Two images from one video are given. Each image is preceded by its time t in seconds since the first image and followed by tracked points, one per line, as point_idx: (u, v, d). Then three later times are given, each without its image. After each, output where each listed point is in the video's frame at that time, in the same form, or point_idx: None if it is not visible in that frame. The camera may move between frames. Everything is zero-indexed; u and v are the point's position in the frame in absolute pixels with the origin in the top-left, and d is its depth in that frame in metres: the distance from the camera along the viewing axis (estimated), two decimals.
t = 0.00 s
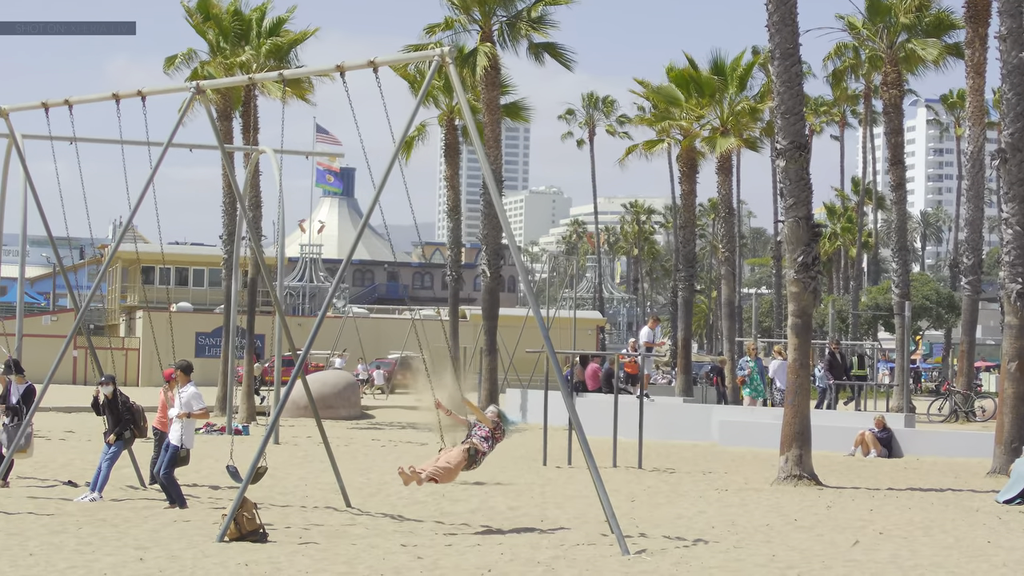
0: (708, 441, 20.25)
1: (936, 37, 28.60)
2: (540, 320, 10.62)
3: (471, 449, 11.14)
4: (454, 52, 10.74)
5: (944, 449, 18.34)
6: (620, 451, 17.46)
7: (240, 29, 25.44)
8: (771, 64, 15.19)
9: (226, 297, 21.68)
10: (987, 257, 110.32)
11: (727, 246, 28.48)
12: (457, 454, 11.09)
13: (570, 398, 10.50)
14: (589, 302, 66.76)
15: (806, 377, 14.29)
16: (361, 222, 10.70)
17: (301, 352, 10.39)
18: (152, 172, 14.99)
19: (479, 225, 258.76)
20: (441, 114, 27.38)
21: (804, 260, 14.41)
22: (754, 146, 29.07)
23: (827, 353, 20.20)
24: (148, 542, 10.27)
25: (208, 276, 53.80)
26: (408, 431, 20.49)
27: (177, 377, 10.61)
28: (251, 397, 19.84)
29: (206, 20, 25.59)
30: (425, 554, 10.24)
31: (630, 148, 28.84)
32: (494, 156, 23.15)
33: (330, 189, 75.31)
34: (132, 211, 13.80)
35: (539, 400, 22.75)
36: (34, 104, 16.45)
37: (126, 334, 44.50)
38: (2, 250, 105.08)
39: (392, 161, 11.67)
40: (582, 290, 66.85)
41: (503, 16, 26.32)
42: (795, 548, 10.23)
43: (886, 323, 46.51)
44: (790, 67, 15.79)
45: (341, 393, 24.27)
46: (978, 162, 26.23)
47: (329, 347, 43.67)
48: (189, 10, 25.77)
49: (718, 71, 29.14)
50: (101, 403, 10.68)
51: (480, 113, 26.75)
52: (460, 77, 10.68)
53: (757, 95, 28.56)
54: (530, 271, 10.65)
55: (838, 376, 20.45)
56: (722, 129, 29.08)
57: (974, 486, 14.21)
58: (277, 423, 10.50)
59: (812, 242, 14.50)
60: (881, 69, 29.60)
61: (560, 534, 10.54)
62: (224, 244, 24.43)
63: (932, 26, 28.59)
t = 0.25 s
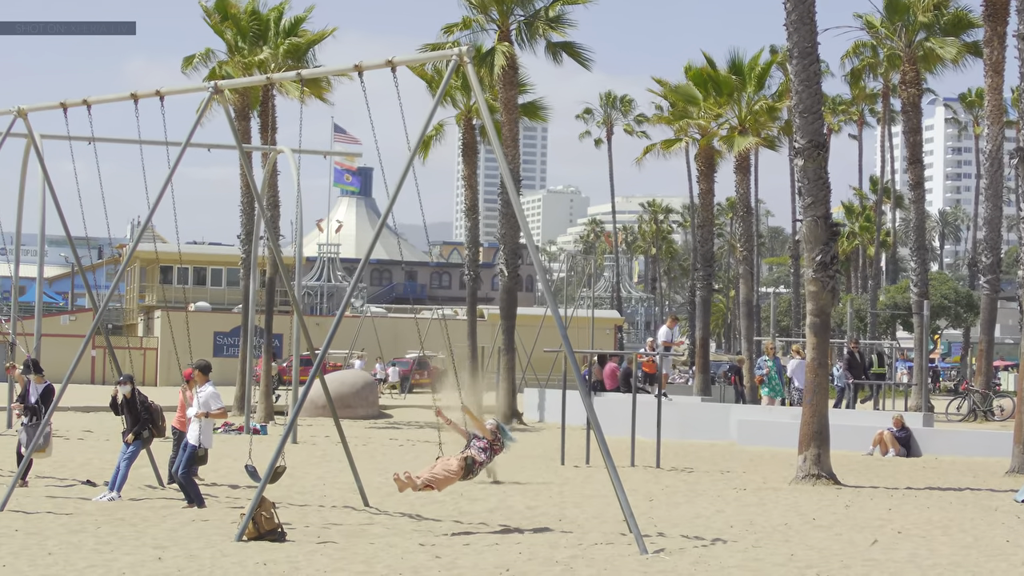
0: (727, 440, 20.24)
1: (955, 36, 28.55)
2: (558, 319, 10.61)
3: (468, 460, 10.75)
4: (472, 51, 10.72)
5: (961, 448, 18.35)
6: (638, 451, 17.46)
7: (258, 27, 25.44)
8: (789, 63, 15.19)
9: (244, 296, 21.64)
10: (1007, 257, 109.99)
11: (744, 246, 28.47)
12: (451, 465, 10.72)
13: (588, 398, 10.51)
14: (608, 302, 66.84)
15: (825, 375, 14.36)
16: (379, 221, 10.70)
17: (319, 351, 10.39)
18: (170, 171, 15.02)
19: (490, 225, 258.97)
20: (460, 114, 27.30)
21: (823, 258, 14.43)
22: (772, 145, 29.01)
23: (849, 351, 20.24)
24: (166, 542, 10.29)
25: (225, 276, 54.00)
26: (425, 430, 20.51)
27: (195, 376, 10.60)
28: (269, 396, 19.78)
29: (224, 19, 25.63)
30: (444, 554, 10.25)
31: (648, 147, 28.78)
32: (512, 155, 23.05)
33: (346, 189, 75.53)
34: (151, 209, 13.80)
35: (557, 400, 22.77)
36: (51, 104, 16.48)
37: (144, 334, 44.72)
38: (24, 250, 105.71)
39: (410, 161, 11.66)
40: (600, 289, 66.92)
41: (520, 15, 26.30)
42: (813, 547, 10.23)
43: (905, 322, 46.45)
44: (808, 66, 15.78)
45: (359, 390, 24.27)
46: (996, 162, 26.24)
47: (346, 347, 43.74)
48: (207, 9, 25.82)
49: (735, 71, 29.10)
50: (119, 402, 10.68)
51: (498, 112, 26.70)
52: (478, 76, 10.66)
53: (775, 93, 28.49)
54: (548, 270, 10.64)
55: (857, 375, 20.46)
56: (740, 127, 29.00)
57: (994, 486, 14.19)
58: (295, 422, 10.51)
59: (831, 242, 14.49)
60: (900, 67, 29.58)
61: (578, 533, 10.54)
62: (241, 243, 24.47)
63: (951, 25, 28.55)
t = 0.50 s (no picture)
0: (745, 440, 20.24)
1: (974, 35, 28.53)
2: (577, 319, 10.61)
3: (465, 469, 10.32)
4: (490, 50, 10.70)
5: (982, 448, 18.31)
6: (657, 450, 17.49)
7: (276, 27, 25.46)
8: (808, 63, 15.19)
9: (262, 296, 21.70)
10: None
11: (763, 245, 28.51)
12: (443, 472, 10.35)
13: (606, 397, 10.51)
14: (626, 301, 67.01)
15: (844, 376, 14.37)
16: (398, 222, 10.70)
17: (338, 352, 10.39)
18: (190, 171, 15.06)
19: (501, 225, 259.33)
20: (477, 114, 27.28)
21: (841, 258, 14.46)
22: (791, 145, 29.01)
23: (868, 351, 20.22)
24: (185, 541, 10.31)
25: (244, 275, 54.31)
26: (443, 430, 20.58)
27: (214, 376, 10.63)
28: (288, 395, 19.83)
29: (242, 19, 25.66)
30: (463, 553, 10.26)
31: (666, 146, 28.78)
32: (530, 154, 22.96)
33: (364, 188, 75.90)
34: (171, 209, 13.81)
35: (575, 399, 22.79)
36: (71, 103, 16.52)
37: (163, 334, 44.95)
38: (47, 249, 106.62)
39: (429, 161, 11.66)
40: (618, 289, 67.08)
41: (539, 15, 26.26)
42: (832, 547, 10.22)
43: (924, 322, 46.39)
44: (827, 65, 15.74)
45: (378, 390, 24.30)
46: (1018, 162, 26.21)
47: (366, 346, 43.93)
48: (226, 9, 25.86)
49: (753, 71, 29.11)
50: (139, 402, 10.72)
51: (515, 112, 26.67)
52: (496, 76, 10.64)
53: (794, 93, 28.46)
54: (567, 270, 10.64)
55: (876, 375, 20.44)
56: (759, 127, 29.00)
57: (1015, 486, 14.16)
58: (314, 422, 10.52)
59: (850, 241, 14.47)
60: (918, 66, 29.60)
61: (597, 533, 10.54)
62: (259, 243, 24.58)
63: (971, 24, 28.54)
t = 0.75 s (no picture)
0: (769, 440, 20.23)
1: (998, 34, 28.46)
2: (601, 319, 10.61)
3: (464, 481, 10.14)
4: (513, 50, 10.68)
5: (1008, 449, 18.26)
6: (681, 450, 17.52)
7: (299, 27, 25.48)
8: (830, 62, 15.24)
9: (285, 296, 21.76)
10: None
11: (786, 244, 28.55)
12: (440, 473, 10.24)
13: (630, 397, 10.51)
14: (649, 300, 67.22)
15: (868, 375, 14.45)
16: (421, 222, 10.69)
17: (362, 352, 10.40)
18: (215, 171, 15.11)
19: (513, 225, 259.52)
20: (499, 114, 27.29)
21: (866, 257, 14.49)
22: (814, 144, 28.99)
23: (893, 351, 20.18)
24: (209, 540, 10.33)
25: (268, 274, 54.72)
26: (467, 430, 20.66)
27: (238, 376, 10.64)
28: (312, 394, 19.87)
29: (265, 19, 25.70)
30: (487, 553, 10.26)
31: (690, 146, 28.77)
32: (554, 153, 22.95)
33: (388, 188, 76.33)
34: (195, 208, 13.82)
35: (598, 399, 22.79)
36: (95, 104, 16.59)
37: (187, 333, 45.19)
38: (73, 250, 107.48)
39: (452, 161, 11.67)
40: (641, 288, 67.27)
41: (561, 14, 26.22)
42: (857, 547, 10.20)
43: (947, 322, 46.26)
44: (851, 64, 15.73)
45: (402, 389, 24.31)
46: None
47: (388, 346, 44.10)
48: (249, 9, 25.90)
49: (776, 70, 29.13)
50: (163, 402, 10.73)
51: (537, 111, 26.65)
52: (519, 75, 10.62)
53: (818, 92, 28.41)
54: (590, 269, 10.63)
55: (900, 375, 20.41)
56: (782, 126, 28.97)
57: None
58: (338, 421, 10.52)
59: (874, 241, 14.47)
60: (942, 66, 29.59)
61: (621, 532, 10.54)
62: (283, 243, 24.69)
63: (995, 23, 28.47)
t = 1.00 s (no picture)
0: (794, 439, 20.22)
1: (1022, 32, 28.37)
2: (625, 318, 10.61)
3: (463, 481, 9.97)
4: (537, 49, 10.68)
5: None
6: (706, 449, 17.59)
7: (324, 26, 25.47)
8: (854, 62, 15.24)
9: (310, 295, 21.83)
10: None
11: (811, 243, 28.56)
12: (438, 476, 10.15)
13: (654, 396, 10.51)
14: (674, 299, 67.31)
15: (893, 374, 14.60)
16: (445, 221, 10.70)
17: (386, 351, 10.41)
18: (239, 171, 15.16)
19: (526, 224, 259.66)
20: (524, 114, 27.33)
21: (890, 257, 14.55)
22: (838, 143, 28.90)
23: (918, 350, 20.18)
24: (234, 540, 10.34)
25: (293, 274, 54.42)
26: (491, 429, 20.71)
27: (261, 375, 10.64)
28: (336, 394, 19.93)
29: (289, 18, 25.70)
30: (511, 552, 10.26)
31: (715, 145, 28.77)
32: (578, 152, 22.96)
33: (412, 187, 76.56)
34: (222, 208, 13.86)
35: (622, 398, 22.77)
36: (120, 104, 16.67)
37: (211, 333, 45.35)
38: (98, 250, 108.26)
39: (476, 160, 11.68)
40: (666, 287, 67.35)
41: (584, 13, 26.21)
42: (882, 547, 10.18)
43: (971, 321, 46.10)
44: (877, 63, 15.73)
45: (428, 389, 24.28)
46: None
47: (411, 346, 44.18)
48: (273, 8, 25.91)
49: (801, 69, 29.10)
50: (187, 402, 10.75)
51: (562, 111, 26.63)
52: (543, 74, 10.62)
53: (843, 91, 28.35)
54: (614, 268, 10.64)
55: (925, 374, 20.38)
56: (807, 125, 28.93)
57: None
58: (362, 421, 10.53)
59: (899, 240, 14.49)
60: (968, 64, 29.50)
61: (645, 532, 10.54)
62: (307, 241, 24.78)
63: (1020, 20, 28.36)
